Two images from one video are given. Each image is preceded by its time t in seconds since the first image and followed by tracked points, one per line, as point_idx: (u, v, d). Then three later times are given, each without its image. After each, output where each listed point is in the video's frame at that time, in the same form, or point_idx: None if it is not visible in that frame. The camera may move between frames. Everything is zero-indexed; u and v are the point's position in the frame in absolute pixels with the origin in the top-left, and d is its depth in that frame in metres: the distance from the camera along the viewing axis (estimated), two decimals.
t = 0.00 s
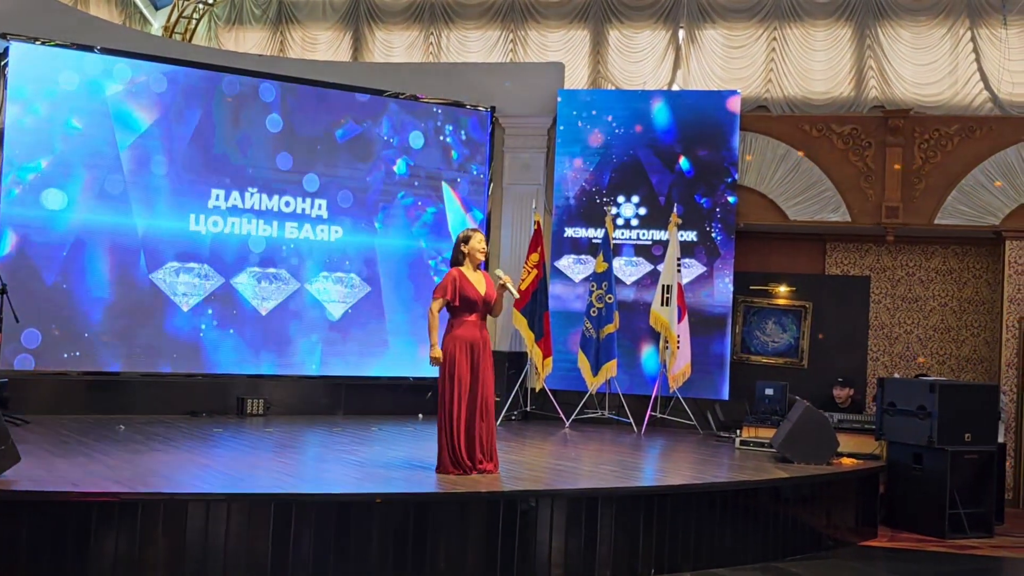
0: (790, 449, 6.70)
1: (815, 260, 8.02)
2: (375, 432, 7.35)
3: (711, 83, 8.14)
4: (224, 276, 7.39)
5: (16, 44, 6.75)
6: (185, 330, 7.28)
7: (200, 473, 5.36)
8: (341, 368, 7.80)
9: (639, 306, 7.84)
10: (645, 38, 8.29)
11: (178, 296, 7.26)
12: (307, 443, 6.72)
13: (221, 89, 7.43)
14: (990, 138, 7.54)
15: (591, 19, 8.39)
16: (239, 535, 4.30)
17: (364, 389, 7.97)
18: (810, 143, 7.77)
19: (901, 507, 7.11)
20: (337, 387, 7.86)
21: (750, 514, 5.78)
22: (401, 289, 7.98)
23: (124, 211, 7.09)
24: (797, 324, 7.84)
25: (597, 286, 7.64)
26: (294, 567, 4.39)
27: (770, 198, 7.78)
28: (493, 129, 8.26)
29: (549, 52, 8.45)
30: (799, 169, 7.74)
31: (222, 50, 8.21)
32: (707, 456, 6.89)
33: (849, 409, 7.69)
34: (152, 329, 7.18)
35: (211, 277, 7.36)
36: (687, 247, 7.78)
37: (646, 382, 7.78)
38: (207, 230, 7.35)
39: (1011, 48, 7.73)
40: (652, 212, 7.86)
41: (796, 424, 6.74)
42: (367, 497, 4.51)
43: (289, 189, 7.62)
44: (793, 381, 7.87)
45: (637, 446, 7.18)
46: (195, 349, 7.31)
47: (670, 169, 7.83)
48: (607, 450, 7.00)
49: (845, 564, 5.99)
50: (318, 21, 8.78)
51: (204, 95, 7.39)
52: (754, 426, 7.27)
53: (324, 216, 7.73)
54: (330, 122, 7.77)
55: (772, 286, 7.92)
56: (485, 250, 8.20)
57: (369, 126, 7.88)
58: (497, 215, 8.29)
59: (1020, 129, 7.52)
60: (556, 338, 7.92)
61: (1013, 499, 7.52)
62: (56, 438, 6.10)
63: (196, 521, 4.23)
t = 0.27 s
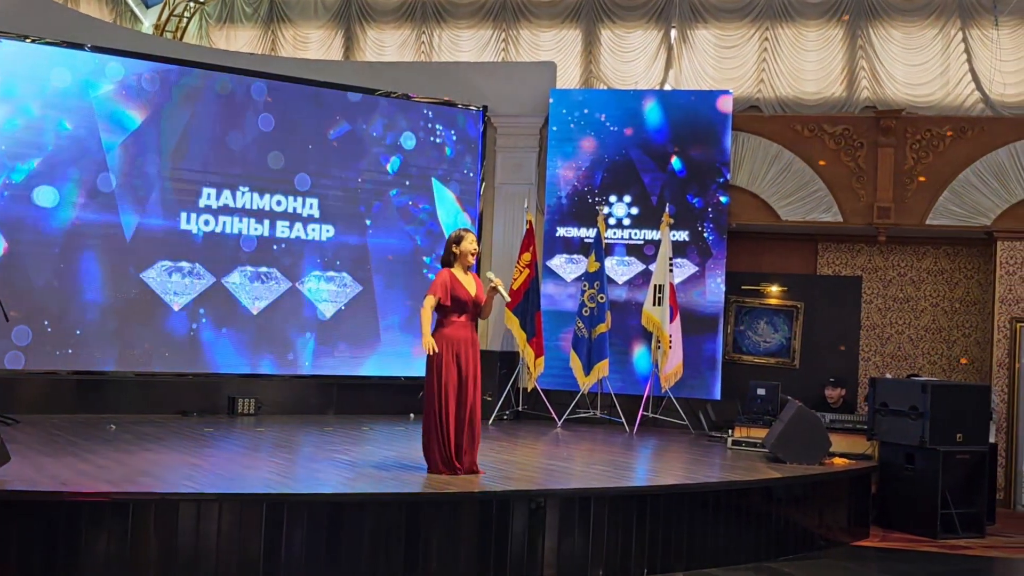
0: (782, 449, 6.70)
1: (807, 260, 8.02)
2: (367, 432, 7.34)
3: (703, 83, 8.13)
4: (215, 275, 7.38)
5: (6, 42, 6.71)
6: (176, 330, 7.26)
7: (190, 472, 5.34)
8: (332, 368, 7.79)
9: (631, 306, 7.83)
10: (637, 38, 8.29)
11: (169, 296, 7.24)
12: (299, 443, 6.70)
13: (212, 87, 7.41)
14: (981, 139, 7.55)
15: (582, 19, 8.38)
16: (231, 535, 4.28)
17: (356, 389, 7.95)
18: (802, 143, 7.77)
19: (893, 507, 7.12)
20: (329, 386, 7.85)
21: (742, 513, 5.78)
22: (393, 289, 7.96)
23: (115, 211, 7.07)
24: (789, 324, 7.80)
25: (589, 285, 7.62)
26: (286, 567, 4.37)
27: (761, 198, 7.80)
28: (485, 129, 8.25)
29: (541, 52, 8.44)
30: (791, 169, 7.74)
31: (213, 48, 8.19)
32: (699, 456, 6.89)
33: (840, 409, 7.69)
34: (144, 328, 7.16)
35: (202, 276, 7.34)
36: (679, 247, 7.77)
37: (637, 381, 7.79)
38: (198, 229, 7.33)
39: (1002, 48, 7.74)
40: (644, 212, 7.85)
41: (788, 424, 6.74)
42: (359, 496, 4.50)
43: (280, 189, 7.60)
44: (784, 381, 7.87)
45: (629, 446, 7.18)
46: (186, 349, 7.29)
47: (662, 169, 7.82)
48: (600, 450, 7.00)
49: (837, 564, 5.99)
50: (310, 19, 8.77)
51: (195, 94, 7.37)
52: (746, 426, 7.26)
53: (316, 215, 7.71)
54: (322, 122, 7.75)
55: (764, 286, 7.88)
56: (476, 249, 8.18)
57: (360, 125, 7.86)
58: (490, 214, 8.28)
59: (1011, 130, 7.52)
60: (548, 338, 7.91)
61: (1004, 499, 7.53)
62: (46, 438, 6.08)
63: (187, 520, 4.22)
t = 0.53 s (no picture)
0: (767, 449, 6.69)
1: (792, 260, 8.03)
2: (351, 432, 7.32)
3: (688, 83, 8.13)
4: (199, 275, 7.35)
5: None
6: (160, 330, 7.24)
7: (174, 472, 5.33)
8: (317, 368, 7.76)
9: (616, 306, 7.83)
10: (623, 37, 8.29)
11: (153, 295, 7.22)
12: (284, 443, 6.68)
13: (197, 86, 7.39)
14: (966, 139, 7.56)
15: (568, 19, 8.38)
16: (215, 535, 4.27)
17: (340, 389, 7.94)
18: (787, 143, 7.78)
19: (878, 506, 7.12)
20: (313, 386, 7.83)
21: (728, 513, 5.77)
22: (378, 288, 7.94)
23: (100, 209, 7.05)
24: (774, 323, 7.81)
25: (575, 285, 7.61)
26: (271, 566, 4.36)
27: (747, 197, 7.79)
28: (471, 129, 8.24)
29: (527, 51, 8.43)
30: (776, 169, 7.75)
31: (198, 46, 8.16)
32: (684, 456, 6.89)
33: (825, 408, 7.69)
34: (128, 327, 7.13)
35: (186, 276, 7.31)
36: (664, 247, 7.77)
37: (623, 381, 7.78)
38: (182, 229, 7.31)
39: (987, 49, 7.77)
40: (629, 211, 7.85)
41: (774, 424, 6.73)
42: (342, 497, 4.48)
43: (265, 188, 7.57)
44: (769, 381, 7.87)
45: (614, 445, 7.18)
46: (170, 349, 7.27)
47: (648, 168, 7.82)
48: (585, 449, 6.99)
49: (822, 563, 6.00)
50: (295, 17, 8.74)
51: (180, 93, 7.34)
52: (732, 426, 7.25)
53: (300, 214, 7.69)
54: (307, 121, 7.73)
55: (749, 285, 7.89)
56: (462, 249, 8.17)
57: (345, 124, 7.84)
58: (475, 213, 8.27)
59: (995, 130, 7.54)
60: (533, 337, 7.90)
61: (988, 498, 7.55)
62: (30, 438, 6.04)
63: (171, 520, 4.20)
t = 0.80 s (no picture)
0: (742, 448, 6.71)
1: (767, 260, 8.05)
2: (327, 433, 7.30)
3: (664, 84, 8.13)
4: (172, 275, 7.32)
5: None
6: (133, 330, 7.20)
7: (147, 473, 5.30)
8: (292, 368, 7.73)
9: (592, 306, 7.83)
10: (598, 38, 8.30)
11: (126, 295, 7.18)
12: (260, 444, 6.65)
13: (171, 85, 7.36)
14: (939, 140, 7.60)
15: (544, 19, 8.38)
16: (189, 537, 4.24)
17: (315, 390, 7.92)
18: (761, 144, 7.80)
19: (852, 505, 7.15)
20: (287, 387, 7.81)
21: (703, 513, 5.78)
22: (352, 288, 7.92)
23: (74, 209, 7.00)
24: (749, 323, 7.83)
25: (550, 285, 7.61)
26: (246, 566, 4.35)
27: (721, 198, 7.81)
28: (447, 129, 8.23)
29: (502, 51, 8.43)
30: (751, 169, 7.77)
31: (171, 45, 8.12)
32: (660, 456, 6.90)
33: (800, 408, 7.70)
34: (102, 327, 7.09)
35: (159, 277, 7.28)
36: (640, 247, 7.78)
37: (598, 382, 7.79)
38: (156, 229, 7.27)
39: (959, 51, 7.83)
40: (605, 211, 7.85)
41: (749, 424, 6.75)
42: (313, 499, 4.46)
43: (240, 187, 7.54)
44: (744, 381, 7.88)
45: (590, 446, 7.18)
46: (144, 349, 7.23)
47: (623, 169, 7.83)
48: (561, 449, 7.00)
49: (797, 563, 6.02)
50: (269, 17, 8.72)
51: (154, 92, 7.30)
52: (707, 426, 7.27)
53: (275, 214, 7.66)
54: (282, 120, 7.70)
55: (724, 286, 7.90)
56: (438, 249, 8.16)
57: (320, 123, 7.81)
58: (450, 213, 8.26)
59: (968, 131, 7.58)
60: (508, 338, 7.90)
61: (961, 497, 7.60)
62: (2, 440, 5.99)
63: (145, 522, 4.17)
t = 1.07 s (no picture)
0: (707, 447, 6.73)
1: (730, 259, 8.07)
2: (290, 433, 7.27)
3: (627, 84, 8.15)
4: (134, 275, 7.27)
5: None
6: (94, 331, 7.14)
7: (109, 475, 5.26)
8: (255, 369, 7.68)
9: (555, 306, 7.85)
10: (562, 38, 8.30)
11: (87, 295, 7.12)
12: (223, 445, 6.61)
13: (133, 84, 7.30)
14: (900, 140, 7.66)
15: (507, 18, 8.37)
16: (153, 541, 4.20)
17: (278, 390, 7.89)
18: (724, 144, 7.83)
19: (814, 503, 7.19)
20: (251, 387, 7.78)
21: (668, 511, 5.80)
22: (315, 288, 7.89)
23: (33, 208, 6.94)
24: (712, 323, 7.85)
25: (514, 285, 7.61)
26: (209, 566, 4.30)
27: (684, 198, 7.83)
28: (411, 129, 8.22)
29: (466, 51, 8.42)
30: (714, 169, 7.80)
31: (132, 44, 8.07)
32: (623, 455, 6.91)
33: (761, 406, 7.67)
34: (66, 327, 7.04)
35: (120, 277, 7.22)
36: (604, 247, 7.78)
37: (562, 382, 7.80)
38: (118, 229, 7.21)
39: (920, 52, 7.89)
40: (569, 211, 7.86)
41: (712, 424, 6.77)
42: (268, 502, 4.42)
43: (202, 187, 7.49)
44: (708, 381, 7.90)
45: (555, 445, 7.18)
46: (106, 350, 7.17)
47: (586, 169, 7.84)
48: (525, 449, 7.00)
49: (761, 561, 6.04)
50: (231, 15, 8.67)
51: (115, 91, 7.24)
52: (671, 425, 7.29)
53: (238, 214, 7.62)
54: (245, 120, 7.65)
55: (687, 285, 7.93)
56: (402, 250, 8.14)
57: (283, 123, 7.77)
58: (414, 213, 8.24)
59: (927, 131, 7.64)
60: (473, 338, 7.89)
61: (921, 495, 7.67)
62: None
63: (108, 525, 4.12)
